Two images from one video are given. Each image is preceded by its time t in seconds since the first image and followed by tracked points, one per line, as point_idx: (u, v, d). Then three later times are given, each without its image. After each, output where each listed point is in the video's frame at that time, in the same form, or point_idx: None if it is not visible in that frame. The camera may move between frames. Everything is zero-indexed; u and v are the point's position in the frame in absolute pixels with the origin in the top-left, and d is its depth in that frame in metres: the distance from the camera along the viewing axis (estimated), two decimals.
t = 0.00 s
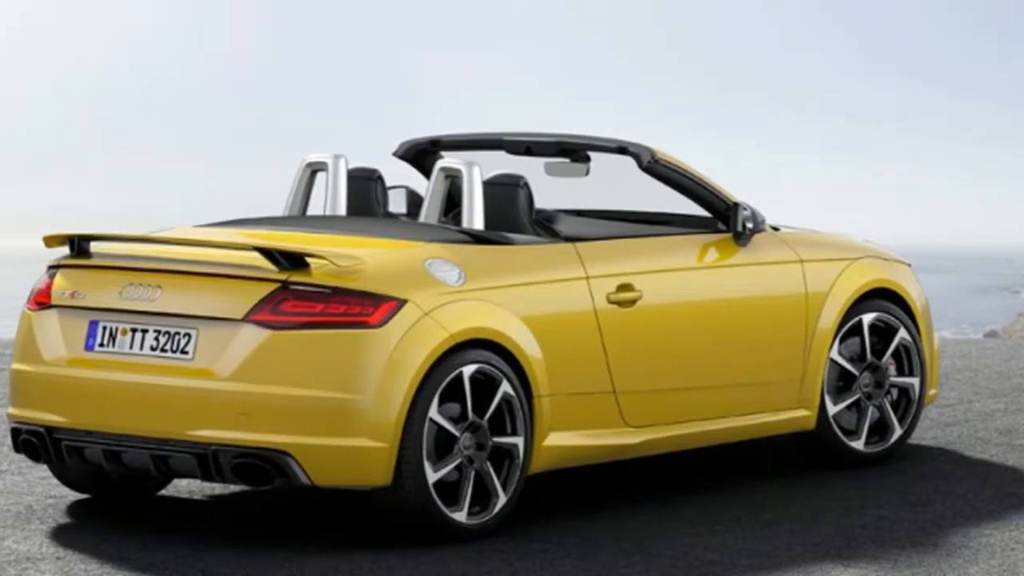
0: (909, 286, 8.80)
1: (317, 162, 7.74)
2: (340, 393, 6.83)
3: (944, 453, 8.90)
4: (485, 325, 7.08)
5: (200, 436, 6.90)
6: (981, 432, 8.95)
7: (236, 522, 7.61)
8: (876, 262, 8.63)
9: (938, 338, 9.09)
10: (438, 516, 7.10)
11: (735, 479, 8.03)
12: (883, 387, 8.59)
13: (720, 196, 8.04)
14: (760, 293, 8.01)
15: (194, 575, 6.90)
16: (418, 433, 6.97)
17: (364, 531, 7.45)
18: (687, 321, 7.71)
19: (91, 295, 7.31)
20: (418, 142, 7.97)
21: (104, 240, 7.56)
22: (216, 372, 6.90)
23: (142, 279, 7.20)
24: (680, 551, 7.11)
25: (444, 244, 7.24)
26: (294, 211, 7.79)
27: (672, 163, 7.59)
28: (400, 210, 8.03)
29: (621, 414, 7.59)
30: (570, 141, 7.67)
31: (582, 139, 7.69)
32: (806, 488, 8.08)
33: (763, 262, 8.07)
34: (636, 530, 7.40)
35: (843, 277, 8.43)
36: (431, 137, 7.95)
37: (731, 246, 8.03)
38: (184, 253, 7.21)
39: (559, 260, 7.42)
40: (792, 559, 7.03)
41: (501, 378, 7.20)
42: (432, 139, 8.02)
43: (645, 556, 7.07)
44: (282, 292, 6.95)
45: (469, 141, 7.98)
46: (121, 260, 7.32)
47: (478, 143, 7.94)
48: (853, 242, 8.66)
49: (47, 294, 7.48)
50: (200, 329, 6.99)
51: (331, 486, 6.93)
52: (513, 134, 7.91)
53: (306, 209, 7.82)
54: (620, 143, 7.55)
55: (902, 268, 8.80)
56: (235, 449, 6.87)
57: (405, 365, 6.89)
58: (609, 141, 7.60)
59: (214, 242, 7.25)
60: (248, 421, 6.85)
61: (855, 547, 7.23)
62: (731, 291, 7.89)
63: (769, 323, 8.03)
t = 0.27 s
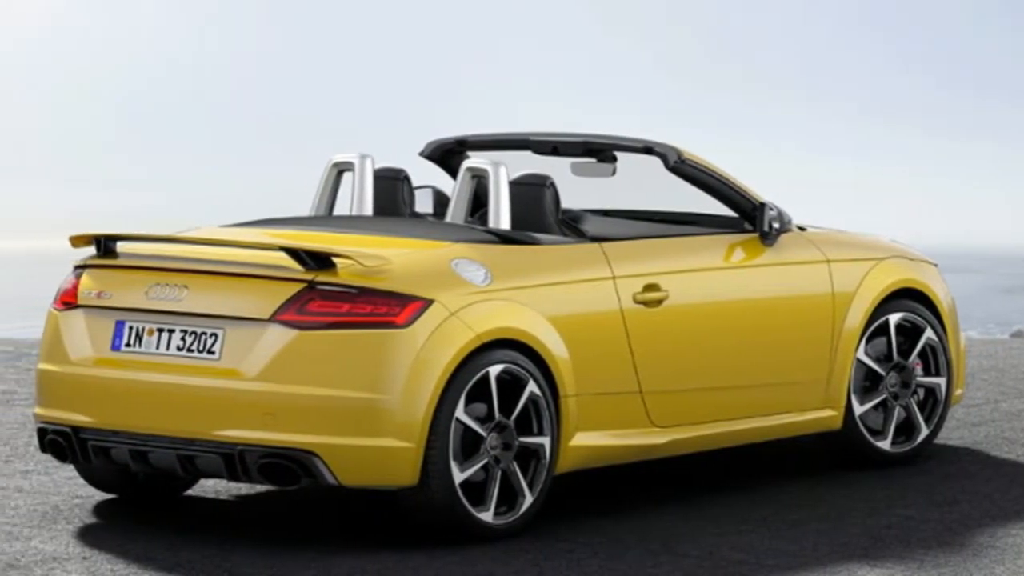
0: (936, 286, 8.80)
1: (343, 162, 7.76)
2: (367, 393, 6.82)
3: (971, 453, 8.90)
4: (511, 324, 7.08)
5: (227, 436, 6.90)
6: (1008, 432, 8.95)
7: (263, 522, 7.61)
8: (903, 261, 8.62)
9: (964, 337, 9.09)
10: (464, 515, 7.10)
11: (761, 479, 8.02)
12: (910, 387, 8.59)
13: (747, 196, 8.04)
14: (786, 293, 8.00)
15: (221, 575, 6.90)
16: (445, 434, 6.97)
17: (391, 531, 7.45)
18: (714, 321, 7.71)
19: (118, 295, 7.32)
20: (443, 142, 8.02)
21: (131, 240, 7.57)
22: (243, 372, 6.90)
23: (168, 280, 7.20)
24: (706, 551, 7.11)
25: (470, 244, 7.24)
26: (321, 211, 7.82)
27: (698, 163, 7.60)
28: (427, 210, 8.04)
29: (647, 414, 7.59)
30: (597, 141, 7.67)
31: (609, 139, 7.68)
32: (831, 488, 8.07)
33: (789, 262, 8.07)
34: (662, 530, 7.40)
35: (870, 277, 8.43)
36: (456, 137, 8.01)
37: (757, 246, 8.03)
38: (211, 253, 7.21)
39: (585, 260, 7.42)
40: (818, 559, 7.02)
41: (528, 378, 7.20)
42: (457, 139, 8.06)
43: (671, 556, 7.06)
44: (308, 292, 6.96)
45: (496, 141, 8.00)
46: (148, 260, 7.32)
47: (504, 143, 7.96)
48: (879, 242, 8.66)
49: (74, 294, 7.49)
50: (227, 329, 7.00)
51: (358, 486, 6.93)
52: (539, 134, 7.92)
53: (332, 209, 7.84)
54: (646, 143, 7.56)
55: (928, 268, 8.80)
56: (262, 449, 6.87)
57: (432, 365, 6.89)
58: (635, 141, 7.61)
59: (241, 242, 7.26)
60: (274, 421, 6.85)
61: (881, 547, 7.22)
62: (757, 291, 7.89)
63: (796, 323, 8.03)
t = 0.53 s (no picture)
0: (961, 286, 8.80)
1: (368, 163, 7.79)
2: (392, 393, 6.81)
3: (996, 453, 8.91)
4: (537, 324, 7.08)
5: (252, 436, 6.89)
6: None
7: (289, 522, 7.62)
8: (929, 261, 8.63)
9: (988, 338, 9.10)
10: (490, 515, 7.09)
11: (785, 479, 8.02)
12: (936, 387, 8.59)
13: (772, 196, 8.04)
14: (812, 294, 8.01)
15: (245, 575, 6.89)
16: (469, 434, 6.96)
17: (416, 532, 7.45)
18: (738, 321, 7.71)
19: (143, 295, 7.32)
20: (470, 143, 8.05)
21: (156, 240, 7.58)
22: (268, 372, 6.90)
23: (194, 280, 7.20)
24: (731, 551, 7.10)
25: (495, 244, 7.24)
26: (346, 211, 7.84)
27: (724, 163, 7.63)
28: (452, 210, 8.05)
29: (672, 414, 7.58)
30: (622, 141, 7.70)
31: (635, 139, 7.74)
32: (855, 488, 8.06)
33: (814, 262, 8.07)
34: (687, 531, 7.39)
35: (895, 277, 8.44)
36: (482, 137, 8.04)
37: (782, 246, 8.04)
38: (236, 253, 7.21)
39: (610, 260, 7.42)
40: (844, 559, 7.01)
41: (553, 378, 7.20)
42: (483, 139, 8.09)
43: (696, 556, 7.06)
44: (333, 292, 6.95)
45: (521, 141, 8.03)
46: (173, 260, 7.33)
47: (529, 143, 7.99)
48: (904, 242, 8.66)
49: (99, 294, 7.49)
50: (252, 329, 7.00)
51: (384, 486, 6.92)
52: (564, 134, 7.95)
53: (357, 209, 7.87)
54: (671, 143, 7.59)
55: (953, 268, 8.80)
56: (287, 449, 6.86)
57: (457, 365, 6.88)
58: (661, 141, 7.65)
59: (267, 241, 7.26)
60: (299, 422, 6.85)
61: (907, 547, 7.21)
62: (782, 291, 7.89)
63: (820, 323, 8.02)
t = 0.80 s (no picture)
0: (980, 286, 8.81)
1: (388, 163, 7.81)
2: (412, 393, 6.80)
3: (1016, 453, 8.92)
4: (557, 324, 7.08)
5: (272, 436, 6.89)
6: None
7: (310, 522, 7.63)
8: (949, 261, 8.63)
9: (1008, 338, 9.11)
10: (509, 515, 7.09)
11: (804, 479, 8.02)
12: (956, 387, 8.61)
13: (792, 196, 8.06)
14: (832, 294, 8.01)
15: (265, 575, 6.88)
16: (490, 434, 6.95)
17: (436, 531, 7.46)
18: (758, 321, 7.71)
19: (163, 295, 7.33)
20: (489, 143, 8.07)
21: (176, 240, 7.59)
22: (288, 372, 6.90)
23: (214, 280, 7.21)
24: (751, 551, 7.08)
25: (515, 244, 7.24)
26: (366, 211, 7.86)
27: (744, 163, 7.62)
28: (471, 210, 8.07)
29: (692, 414, 7.58)
30: (642, 141, 7.70)
31: (655, 139, 7.74)
32: (874, 488, 8.06)
33: (834, 262, 8.08)
34: (707, 531, 7.39)
35: (915, 277, 8.44)
36: (502, 137, 8.06)
37: (802, 246, 8.04)
38: (256, 253, 7.22)
39: (630, 260, 7.42)
40: (864, 559, 7.00)
41: (573, 378, 7.20)
42: (502, 138, 8.12)
43: (715, 556, 7.05)
44: (353, 292, 6.95)
45: (540, 141, 8.05)
46: (193, 260, 7.33)
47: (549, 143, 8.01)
48: (924, 241, 8.66)
49: (119, 294, 7.50)
50: (272, 329, 7.00)
51: (403, 486, 6.91)
52: (584, 134, 7.96)
53: (377, 209, 7.88)
54: (692, 143, 7.59)
55: (973, 268, 8.81)
56: (307, 449, 6.86)
57: (477, 365, 6.87)
58: (681, 141, 7.65)
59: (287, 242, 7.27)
60: (319, 422, 6.84)
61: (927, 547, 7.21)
62: (802, 291, 7.89)
63: (840, 324, 8.02)
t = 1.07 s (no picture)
0: (1002, 285, 8.81)
1: (410, 163, 7.82)
2: (434, 393, 6.81)
3: None
4: (580, 324, 7.08)
5: (294, 436, 6.89)
6: None
7: (333, 522, 7.63)
8: (971, 261, 8.63)
9: None
10: (531, 516, 7.09)
11: (824, 479, 8.01)
12: (977, 387, 8.62)
13: (813, 196, 8.07)
14: (853, 294, 8.01)
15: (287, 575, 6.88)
16: (511, 434, 6.95)
17: (457, 531, 7.46)
18: (779, 321, 7.71)
19: (184, 295, 7.33)
20: (511, 143, 8.09)
21: (198, 240, 7.59)
22: (310, 372, 6.90)
23: (235, 280, 7.21)
24: (772, 551, 7.07)
25: (537, 244, 7.24)
26: (388, 211, 7.87)
27: (766, 163, 7.63)
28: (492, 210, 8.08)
29: (714, 414, 7.58)
30: (664, 141, 7.71)
31: (676, 139, 7.74)
32: (894, 488, 8.05)
33: (856, 262, 8.08)
34: (728, 531, 7.38)
35: (937, 277, 8.44)
36: (524, 137, 8.07)
37: (824, 246, 8.05)
38: (278, 253, 7.22)
39: (651, 260, 7.42)
40: (885, 558, 7.00)
41: (595, 378, 7.20)
42: (523, 138, 8.13)
43: (737, 556, 7.04)
44: (375, 292, 6.95)
45: (561, 141, 8.06)
46: (215, 260, 7.34)
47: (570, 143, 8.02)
48: (945, 242, 8.66)
49: (141, 294, 7.51)
50: (294, 329, 7.00)
51: (425, 486, 6.91)
52: (606, 134, 7.97)
53: (399, 208, 7.89)
54: (713, 143, 7.61)
55: (995, 267, 8.81)
56: (328, 449, 6.85)
57: (499, 365, 6.88)
58: (703, 141, 7.66)
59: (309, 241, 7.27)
60: (340, 421, 6.84)
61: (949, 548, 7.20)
62: (823, 291, 7.89)
63: (861, 324, 8.02)
